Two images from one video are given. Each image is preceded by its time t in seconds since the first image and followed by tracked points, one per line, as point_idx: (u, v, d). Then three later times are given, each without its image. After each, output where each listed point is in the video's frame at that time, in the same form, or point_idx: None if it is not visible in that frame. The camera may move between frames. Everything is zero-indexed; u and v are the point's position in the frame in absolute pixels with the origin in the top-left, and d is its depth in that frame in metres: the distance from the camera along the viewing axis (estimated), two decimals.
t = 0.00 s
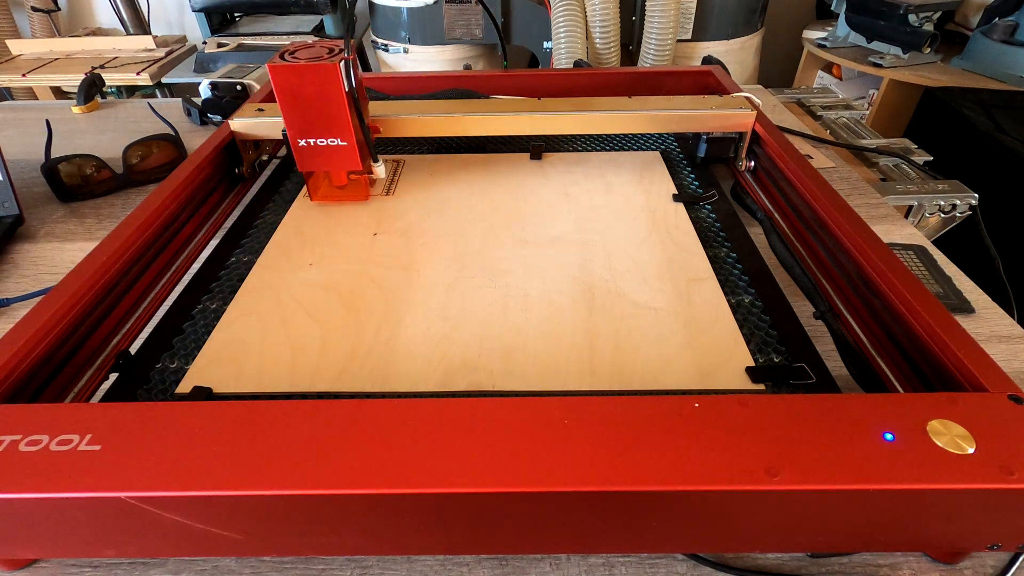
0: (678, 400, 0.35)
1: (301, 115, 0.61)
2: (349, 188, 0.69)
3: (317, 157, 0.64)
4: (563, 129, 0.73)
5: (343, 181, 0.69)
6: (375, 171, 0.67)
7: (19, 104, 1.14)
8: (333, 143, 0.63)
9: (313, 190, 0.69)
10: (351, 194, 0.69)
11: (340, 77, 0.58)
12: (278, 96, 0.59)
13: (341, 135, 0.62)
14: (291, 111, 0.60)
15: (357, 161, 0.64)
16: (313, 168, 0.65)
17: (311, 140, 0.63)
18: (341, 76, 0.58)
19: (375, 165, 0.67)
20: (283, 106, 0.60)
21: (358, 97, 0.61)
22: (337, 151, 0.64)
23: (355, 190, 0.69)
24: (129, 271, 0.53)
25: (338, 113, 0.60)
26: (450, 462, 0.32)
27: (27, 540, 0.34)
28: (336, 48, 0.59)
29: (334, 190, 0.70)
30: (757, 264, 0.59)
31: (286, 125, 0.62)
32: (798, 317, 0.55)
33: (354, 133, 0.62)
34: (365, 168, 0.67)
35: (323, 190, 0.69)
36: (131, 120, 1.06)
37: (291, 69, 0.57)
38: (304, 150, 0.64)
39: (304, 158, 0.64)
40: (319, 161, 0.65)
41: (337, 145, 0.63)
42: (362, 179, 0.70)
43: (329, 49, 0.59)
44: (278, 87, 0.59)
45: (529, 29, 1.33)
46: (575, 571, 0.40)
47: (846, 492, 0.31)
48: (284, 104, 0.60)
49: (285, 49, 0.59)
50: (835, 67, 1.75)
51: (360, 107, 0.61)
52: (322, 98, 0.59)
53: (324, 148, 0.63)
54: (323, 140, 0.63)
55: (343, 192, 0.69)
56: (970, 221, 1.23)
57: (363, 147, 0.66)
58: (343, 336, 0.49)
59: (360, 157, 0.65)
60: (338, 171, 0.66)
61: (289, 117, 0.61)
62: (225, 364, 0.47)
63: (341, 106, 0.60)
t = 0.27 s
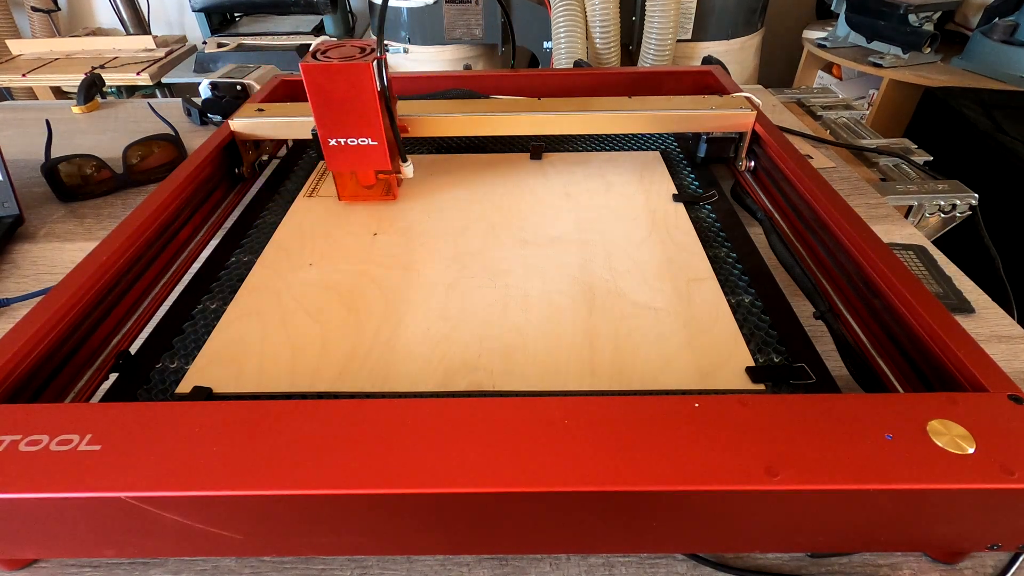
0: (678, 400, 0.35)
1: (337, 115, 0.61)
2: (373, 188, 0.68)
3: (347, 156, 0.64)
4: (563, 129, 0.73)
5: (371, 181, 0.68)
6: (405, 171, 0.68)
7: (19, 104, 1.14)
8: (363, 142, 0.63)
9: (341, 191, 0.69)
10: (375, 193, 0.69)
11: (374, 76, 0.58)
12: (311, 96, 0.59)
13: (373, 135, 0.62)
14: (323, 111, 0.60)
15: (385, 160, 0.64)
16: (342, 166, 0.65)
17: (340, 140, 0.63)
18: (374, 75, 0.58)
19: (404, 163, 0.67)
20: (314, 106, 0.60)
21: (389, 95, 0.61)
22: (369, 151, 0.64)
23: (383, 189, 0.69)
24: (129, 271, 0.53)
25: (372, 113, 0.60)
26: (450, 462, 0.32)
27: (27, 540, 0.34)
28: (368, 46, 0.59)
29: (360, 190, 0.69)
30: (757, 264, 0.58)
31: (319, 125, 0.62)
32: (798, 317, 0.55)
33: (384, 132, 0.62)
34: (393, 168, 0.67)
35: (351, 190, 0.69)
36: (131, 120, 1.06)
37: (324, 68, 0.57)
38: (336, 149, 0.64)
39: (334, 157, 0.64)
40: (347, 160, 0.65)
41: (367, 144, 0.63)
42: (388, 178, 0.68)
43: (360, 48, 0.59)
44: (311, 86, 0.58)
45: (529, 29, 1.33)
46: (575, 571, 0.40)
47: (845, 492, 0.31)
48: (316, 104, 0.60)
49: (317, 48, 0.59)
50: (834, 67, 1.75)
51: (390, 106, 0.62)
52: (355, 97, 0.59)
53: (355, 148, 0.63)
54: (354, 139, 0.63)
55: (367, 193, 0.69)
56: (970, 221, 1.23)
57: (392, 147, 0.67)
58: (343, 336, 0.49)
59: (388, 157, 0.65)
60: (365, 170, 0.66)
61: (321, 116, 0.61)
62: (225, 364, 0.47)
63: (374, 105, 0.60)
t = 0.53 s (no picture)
0: (678, 400, 0.35)
1: (255, 115, 0.61)
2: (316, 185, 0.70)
3: (272, 157, 0.64)
4: (563, 129, 0.73)
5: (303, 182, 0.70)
6: (332, 172, 0.67)
7: (19, 104, 1.14)
8: (288, 143, 0.63)
9: (275, 191, 0.69)
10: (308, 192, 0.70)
11: (290, 77, 0.58)
12: (231, 97, 0.60)
13: (294, 136, 0.62)
14: (243, 111, 0.61)
15: (310, 161, 0.64)
16: (267, 168, 0.66)
17: (266, 141, 0.63)
18: (291, 75, 0.58)
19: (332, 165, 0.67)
20: (234, 106, 0.61)
21: (310, 98, 0.61)
22: (291, 152, 0.64)
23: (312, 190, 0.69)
24: (129, 271, 0.53)
25: (289, 113, 0.61)
26: (450, 462, 0.32)
27: (27, 540, 0.34)
28: (287, 49, 0.59)
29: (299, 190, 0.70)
30: (757, 264, 0.58)
31: (239, 126, 0.62)
32: (798, 317, 0.55)
33: (307, 133, 0.62)
34: (321, 169, 0.67)
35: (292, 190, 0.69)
36: (131, 120, 1.06)
37: (243, 70, 0.57)
38: (259, 150, 0.64)
39: (260, 159, 0.65)
40: (276, 161, 0.65)
41: (292, 146, 0.63)
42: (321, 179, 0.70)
43: (281, 50, 0.59)
44: (229, 87, 0.59)
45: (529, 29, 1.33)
46: (575, 571, 0.40)
47: (847, 492, 0.31)
48: (236, 105, 0.60)
49: (237, 49, 0.59)
50: (835, 67, 1.75)
51: (312, 109, 0.61)
52: (276, 98, 0.59)
53: (279, 148, 0.64)
54: (281, 140, 0.63)
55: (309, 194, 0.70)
56: (970, 221, 1.23)
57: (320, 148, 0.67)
58: (343, 336, 0.49)
59: (314, 158, 0.65)
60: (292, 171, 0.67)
61: (241, 117, 0.61)
62: (225, 364, 0.47)
63: (293, 106, 0.60)
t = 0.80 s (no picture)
0: (678, 400, 0.35)
1: (349, 115, 0.58)
2: (390, 189, 0.68)
3: (357, 157, 0.62)
4: (563, 129, 0.73)
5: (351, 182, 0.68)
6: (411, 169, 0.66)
7: (18, 104, 1.14)
8: (375, 143, 0.61)
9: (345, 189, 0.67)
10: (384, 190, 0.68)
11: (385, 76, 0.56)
12: (323, 97, 0.57)
13: (384, 135, 0.60)
14: (338, 111, 0.58)
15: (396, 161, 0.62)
16: (352, 167, 0.63)
17: (351, 141, 0.61)
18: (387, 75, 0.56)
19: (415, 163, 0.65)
20: (326, 106, 0.58)
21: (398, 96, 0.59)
22: (380, 152, 0.61)
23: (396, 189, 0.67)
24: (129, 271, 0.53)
25: (381, 114, 0.58)
26: (450, 462, 0.32)
27: (27, 540, 0.34)
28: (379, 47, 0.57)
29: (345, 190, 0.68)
30: (757, 264, 0.58)
31: (329, 125, 0.59)
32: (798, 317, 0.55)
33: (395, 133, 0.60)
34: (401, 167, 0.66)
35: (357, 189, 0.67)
36: (131, 120, 1.06)
37: (337, 69, 0.55)
38: (346, 149, 0.61)
39: (344, 157, 0.62)
40: (357, 161, 0.62)
41: (379, 145, 0.61)
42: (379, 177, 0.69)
43: (372, 48, 0.57)
44: (323, 87, 0.56)
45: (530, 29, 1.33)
46: (575, 571, 0.40)
47: (847, 492, 0.31)
48: (327, 105, 0.58)
49: (329, 48, 0.57)
50: (834, 67, 1.75)
51: (401, 107, 0.61)
52: (369, 98, 0.57)
53: (366, 148, 0.61)
54: (365, 140, 0.60)
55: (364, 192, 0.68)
56: (970, 221, 1.23)
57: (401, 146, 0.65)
58: (343, 336, 0.49)
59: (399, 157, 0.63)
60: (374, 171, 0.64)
61: (333, 117, 0.58)
62: (225, 364, 0.47)
63: (384, 105, 0.58)
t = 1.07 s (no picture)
0: (678, 400, 0.35)
1: (289, 115, 0.61)
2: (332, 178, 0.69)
3: (307, 156, 0.64)
4: (563, 129, 0.73)
5: (334, 182, 0.70)
6: (366, 172, 0.68)
7: (18, 104, 1.14)
8: (322, 143, 0.63)
9: (303, 191, 0.69)
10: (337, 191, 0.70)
11: (329, 78, 0.58)
12: (269, 98, 0.60)
13: (330, 135, 0.62)
14: (281, 111, 0.61)
15: (345, 160, 0.64)
16: (303, 167, 0.65)
17: (299, 141, 0.63)
18: (329, 76, 0.58)
19: (365, 165, 0.67)
20: (271, 106, 0.60)
21: (346, 97, 0.61)
22: (326, 151, 0.64)
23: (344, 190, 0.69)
24: (129, 271, 0.53)
25: (321, 114, 0.60)
26: (449, 462, 0.32)
27: (27, 540, 0.34)
28: (325, 48, 0.59)
29: (324, 191, 0.70)
30: (757, 264, 0.58)
31: (274, 126, 0.62)
32: (798, 317, 0.55)
33: (342, 132, 0.62)
34: (354, 169, 0.67)
35: (312, 189, 0.70)
36: (131, 120, 1.06)
37: (276, 69, 0.57)
38: (294, 150, 0.64)
39: (293, 157, 0.65)
40: (307, 160, 0.65)
41: (327, 145, 0.63)
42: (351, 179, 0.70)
43: (317, 49, 0.59)
44: (266, 87, 0.58)
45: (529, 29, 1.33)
46: (575, 571, 0.40)
47: (847, 492, 0.31)
48: (273, 104, 0.60)
49: (274, 49, 0.59)
50: (835, 67, 1.75)
51: (348, 108, 0.61)
52: (314, 98, 0.59)
53: (312, 148, 0.63)
54: (313, 140, 0.63)
55: (329, 193, 0.70)
56: (970, 221, 1.23)
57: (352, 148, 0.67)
58: (343, 336, 0.49)
59: (347, 157, 0.65)
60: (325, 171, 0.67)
61: (276, 116, 0.61)
62: (225, 364, 0.47)
63: (328, 105, 0.60)
